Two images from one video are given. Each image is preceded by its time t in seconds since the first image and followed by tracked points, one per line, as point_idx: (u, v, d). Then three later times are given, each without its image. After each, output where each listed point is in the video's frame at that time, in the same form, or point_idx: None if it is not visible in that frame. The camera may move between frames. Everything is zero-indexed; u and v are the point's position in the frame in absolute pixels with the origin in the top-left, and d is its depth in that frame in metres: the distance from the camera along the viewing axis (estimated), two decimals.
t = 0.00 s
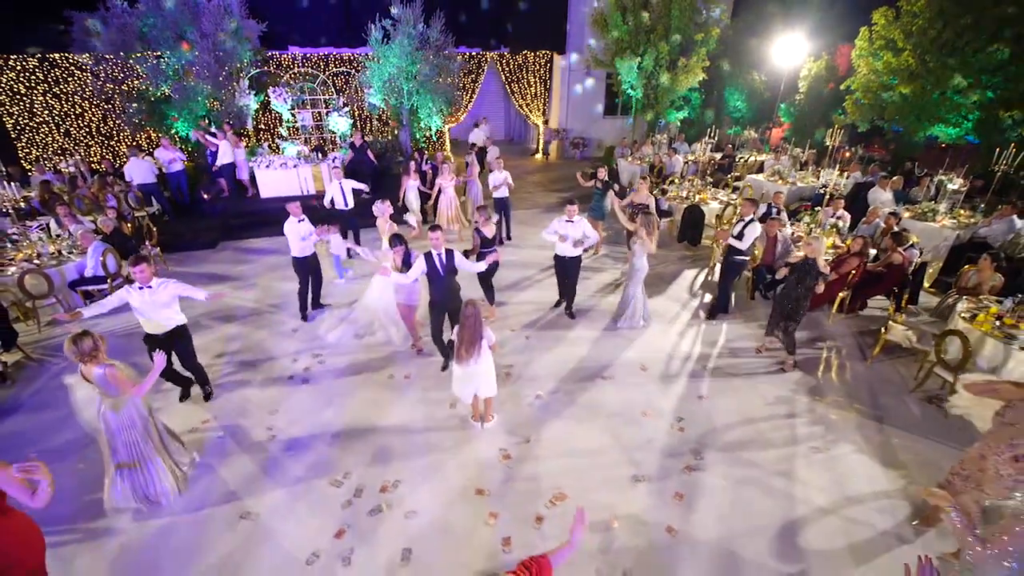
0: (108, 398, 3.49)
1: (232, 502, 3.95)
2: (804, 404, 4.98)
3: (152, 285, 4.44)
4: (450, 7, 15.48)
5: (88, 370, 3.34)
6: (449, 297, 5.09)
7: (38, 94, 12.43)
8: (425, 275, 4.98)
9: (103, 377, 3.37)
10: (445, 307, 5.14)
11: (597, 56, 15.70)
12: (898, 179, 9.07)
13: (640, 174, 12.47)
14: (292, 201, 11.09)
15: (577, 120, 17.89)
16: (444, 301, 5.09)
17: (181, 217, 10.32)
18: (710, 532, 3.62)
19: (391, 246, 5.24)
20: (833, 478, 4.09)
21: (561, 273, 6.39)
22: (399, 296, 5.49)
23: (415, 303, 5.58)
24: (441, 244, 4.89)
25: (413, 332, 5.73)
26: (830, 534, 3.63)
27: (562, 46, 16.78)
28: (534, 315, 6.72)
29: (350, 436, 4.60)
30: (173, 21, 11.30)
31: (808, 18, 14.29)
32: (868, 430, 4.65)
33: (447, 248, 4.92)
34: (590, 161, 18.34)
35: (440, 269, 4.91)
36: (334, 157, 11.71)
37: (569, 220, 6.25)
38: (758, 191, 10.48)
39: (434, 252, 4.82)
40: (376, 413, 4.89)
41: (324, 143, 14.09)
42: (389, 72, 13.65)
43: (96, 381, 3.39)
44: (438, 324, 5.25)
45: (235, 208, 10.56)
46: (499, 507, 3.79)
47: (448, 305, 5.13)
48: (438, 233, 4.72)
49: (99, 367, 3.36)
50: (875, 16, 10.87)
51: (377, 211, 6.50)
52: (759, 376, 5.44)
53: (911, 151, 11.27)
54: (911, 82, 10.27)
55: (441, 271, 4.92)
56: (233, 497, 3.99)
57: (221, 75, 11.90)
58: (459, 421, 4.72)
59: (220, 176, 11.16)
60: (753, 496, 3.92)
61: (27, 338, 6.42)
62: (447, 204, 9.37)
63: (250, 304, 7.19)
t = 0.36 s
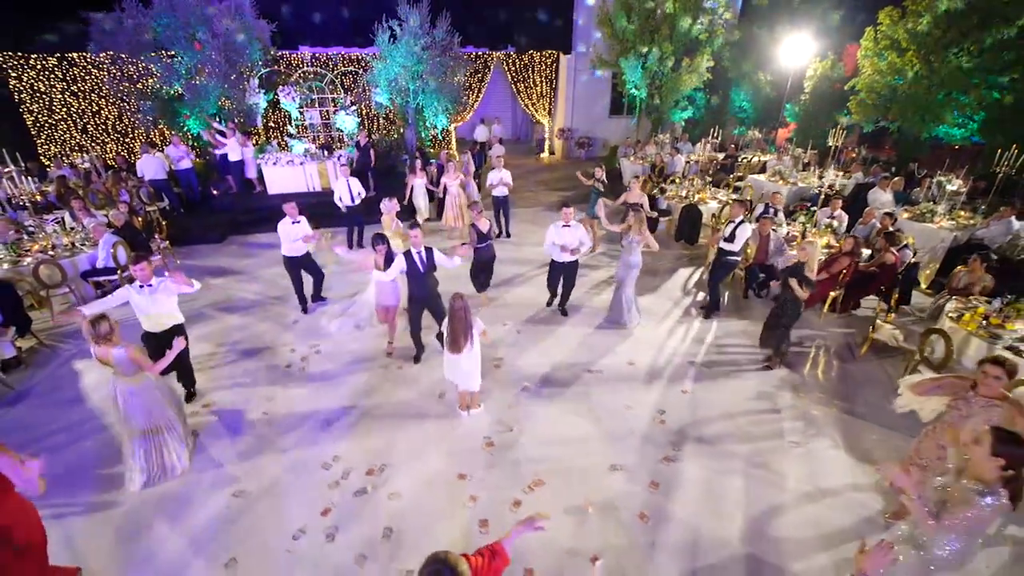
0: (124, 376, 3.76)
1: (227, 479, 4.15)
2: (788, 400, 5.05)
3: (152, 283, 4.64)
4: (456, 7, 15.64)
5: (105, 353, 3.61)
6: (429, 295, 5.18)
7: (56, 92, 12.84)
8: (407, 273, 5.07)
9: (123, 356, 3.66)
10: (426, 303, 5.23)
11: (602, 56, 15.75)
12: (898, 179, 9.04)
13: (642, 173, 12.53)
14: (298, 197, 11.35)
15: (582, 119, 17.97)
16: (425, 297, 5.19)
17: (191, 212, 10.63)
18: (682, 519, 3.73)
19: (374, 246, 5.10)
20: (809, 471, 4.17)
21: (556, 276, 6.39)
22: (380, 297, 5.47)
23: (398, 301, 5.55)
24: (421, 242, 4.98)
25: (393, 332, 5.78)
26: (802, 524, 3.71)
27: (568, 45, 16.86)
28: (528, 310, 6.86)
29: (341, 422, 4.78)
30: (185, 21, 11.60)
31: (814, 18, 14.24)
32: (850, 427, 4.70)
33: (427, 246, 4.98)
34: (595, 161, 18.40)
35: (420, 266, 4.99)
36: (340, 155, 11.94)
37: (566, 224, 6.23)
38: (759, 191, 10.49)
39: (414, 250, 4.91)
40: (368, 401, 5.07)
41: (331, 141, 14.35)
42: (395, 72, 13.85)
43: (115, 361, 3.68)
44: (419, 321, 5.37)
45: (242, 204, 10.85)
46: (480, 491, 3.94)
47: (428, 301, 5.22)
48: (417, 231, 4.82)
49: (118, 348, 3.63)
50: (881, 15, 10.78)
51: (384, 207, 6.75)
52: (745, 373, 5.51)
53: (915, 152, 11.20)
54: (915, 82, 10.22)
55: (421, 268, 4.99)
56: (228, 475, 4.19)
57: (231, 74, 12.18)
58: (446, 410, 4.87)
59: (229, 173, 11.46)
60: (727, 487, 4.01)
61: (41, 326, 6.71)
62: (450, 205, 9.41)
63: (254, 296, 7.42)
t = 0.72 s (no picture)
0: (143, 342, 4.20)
1: (225, 457, 4.38)
2: (770, 395, 5.14)
3: (146, 272, 4.84)
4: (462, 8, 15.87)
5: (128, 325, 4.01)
6: (411, 292, 5.24)
7: (73, 91, 13.25)
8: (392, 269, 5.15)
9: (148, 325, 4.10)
10: (409, 300, 5.30)
11: (606, 57, 15.84)
12: (898, 180, 9.04)
13: (643, 173, 12.61)
14: (304, 194, 11.62)
15: (587, 119, 18.09)
16: (407, 294, 5.25)
17: (200, 208, 10.95)
18: (655, 506, 3.85)
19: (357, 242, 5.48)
20: (784, 463, 4.27)
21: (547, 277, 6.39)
22: (364, 292, 5.58)
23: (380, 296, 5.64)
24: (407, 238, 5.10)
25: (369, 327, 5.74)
26: (773, 513, 3.81)
27: (573, 45, 17.00)
28: (522, 305, 7.01)
29: (334, 409, 4.97)
30: (196, 23, 11.94)
31: (818, 19, 14.24)
32: (829, 421, 4.78)
33: (412, 243, 5.08)
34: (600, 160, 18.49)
35: (406, 263, 5.07)
36: (345, 153, 12.18)
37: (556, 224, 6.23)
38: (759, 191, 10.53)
39: (399, 245, 5.02)
40: (362, 390, 5.25)
41: (338, 140, 14.63)
42: (401, 72, 14.08)
43: (136, 330, 4.09)
44: (404, 317, 5.45)
45: (250, 201, 11.15)
46: (462, 475, 4.10)
47: (411, 300, 5.29)
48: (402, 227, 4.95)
49: (141, 319, 4.05)
50: (884, 15, 10.75)
51: (384, 201, 6.97)
52: (730, 368, 5.60)
53: (917, 153, 11.17)
54: (917, 83, 10.20)
55: (407, 264, 5.08)
56: (226, 454, 4.42)
57: (240, 74, 12.49)
58: (435, 399, 5.04)
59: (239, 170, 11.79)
60: (702, 476, 4.12)
61: (55, 315, 7.01)
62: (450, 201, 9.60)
63: (258, 288, 7.68)
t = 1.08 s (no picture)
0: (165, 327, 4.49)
1: (224, 439, 4.60)
2: (752, 388, 5.25)
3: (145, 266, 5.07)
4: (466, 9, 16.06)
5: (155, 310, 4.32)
6: (404, 286, 5.41)
7: (87, 90, 13.63)
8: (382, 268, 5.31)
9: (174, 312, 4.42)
10: (401, 295, 5.48)
11: (608, 57, 15.92)
12: (895, 180, 9.07)
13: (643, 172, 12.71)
14: (309, 191, 11.88)
15: (590, 119, 18.20)
16: (399, 288, 5.42)
17: (208, 204, 11.25)
18: (631, 491, 4.00)
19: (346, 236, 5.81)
20: (761, 453, 4.39)
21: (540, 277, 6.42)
22: (350, 289, 5.81)
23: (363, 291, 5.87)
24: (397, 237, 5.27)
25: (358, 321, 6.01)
26: (746, 500, 3.93)
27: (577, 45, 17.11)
28: (515, 300, 7.18)
29: (329, 396, 5.17)
30: (206, 23, 12.26)
31: (821, 19, 14.19)
32: (809, 415, 4.88)
33: (402, 241, 5.25)
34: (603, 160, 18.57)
35: (396, 261, 5.25)
36: (349, 151, 12.42)
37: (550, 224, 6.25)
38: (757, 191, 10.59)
39: (388, 244, 5.19)
40: (355, 378, 5.45)
41: (344, 139, 14.89)
42: (405, 71, 14.29)
43: (162, 316, 4.42)
44: (396, 312, 5.63)
45: (256, 198, 11.44)
46: (448, 459, 4.28)
47: (403, 293, 5.45)
48: (393, 226, 5.09)
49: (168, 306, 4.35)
50: (886, 15, 10.75)
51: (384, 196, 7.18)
52: (716, 363, 5.72)
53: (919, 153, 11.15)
54: (918, 83, 10.19)
55: (397, 263, 5.26)
56: (226, 436, 4.63)
57: (248, 73, 12.77)
58: (426, 388, 5.21)
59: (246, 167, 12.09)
60: (679, 464, 4.25)
61: (68, 306, 7.29)
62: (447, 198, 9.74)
63: (261, 281, 7.92)
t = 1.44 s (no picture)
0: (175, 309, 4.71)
1: (227, 420, 4.84)
2: (738, 382, 5.37)
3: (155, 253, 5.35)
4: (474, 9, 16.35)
5: (170, 292, 4.54)
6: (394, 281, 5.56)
7: (106, 88, 14.08)
8: (374, 264, 5.44)
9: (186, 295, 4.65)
10: (392, 290, 5.63)
11: (615, 57, 16.05)
12: (895, 181, 9.06)
13: (646, 171, 12.78)
14: (316, 188, 12.17)
15: (596, 119, 18.32)
16: (391, 283, 5.57)
17: (218, 199, 11.60)
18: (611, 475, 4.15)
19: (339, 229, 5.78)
20: (741, 443, 4.50)
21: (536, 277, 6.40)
22: (347, 279, 6.01)
23: (359, 282, 6.06)
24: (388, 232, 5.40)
25: (352, 310, 6.23)
26: (722, 486, 4.06)
27: (584, 44, 17.24)
28: (512, 295, 7.34)
29: (328, 382, 5.39)
30: (219, 24, 12.60)
31: (829, 19, 14.13)
32: (792, 408, 4.99)
33: (393, 236, 5.37)
34: (608, 159, 18.64)
35: (387, 255, 5.39)
36: (356, 148, 12.67)
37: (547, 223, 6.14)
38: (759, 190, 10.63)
39: (379, 240, 5.30)
40: (354, 366, 5.67)
41: (352, 137, 15.18)
42: (413, 71, 14.50)
43: (176, 299, 4.63)
44: (387, 307, 5.79)
45: (266, 195, 11.78)
46: (436, 442, 4.47)
47: (394, 288, 5.61)
48: (384, 222, 5.21)
49: (180, 288, 4.59)
50: (893, 15, 10.71)
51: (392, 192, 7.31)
52: (705, 357, 5.83)
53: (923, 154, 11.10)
54: (923, 83, 10.16)
55: (388, 257, 5.39)
56: (228, 417, 4.88)
57: (259, 72, 13.09)
58: (422, 377, 5.42)
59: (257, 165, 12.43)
60: (662, 452, 4.39)
61: (83, 295, 7.61)
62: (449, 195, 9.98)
63: (267, 274, 8.19)
